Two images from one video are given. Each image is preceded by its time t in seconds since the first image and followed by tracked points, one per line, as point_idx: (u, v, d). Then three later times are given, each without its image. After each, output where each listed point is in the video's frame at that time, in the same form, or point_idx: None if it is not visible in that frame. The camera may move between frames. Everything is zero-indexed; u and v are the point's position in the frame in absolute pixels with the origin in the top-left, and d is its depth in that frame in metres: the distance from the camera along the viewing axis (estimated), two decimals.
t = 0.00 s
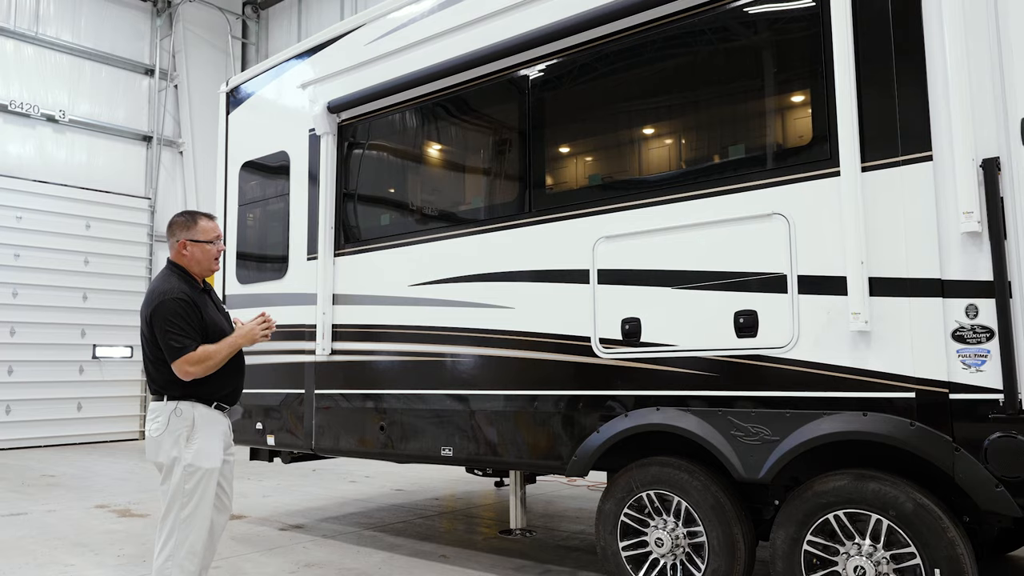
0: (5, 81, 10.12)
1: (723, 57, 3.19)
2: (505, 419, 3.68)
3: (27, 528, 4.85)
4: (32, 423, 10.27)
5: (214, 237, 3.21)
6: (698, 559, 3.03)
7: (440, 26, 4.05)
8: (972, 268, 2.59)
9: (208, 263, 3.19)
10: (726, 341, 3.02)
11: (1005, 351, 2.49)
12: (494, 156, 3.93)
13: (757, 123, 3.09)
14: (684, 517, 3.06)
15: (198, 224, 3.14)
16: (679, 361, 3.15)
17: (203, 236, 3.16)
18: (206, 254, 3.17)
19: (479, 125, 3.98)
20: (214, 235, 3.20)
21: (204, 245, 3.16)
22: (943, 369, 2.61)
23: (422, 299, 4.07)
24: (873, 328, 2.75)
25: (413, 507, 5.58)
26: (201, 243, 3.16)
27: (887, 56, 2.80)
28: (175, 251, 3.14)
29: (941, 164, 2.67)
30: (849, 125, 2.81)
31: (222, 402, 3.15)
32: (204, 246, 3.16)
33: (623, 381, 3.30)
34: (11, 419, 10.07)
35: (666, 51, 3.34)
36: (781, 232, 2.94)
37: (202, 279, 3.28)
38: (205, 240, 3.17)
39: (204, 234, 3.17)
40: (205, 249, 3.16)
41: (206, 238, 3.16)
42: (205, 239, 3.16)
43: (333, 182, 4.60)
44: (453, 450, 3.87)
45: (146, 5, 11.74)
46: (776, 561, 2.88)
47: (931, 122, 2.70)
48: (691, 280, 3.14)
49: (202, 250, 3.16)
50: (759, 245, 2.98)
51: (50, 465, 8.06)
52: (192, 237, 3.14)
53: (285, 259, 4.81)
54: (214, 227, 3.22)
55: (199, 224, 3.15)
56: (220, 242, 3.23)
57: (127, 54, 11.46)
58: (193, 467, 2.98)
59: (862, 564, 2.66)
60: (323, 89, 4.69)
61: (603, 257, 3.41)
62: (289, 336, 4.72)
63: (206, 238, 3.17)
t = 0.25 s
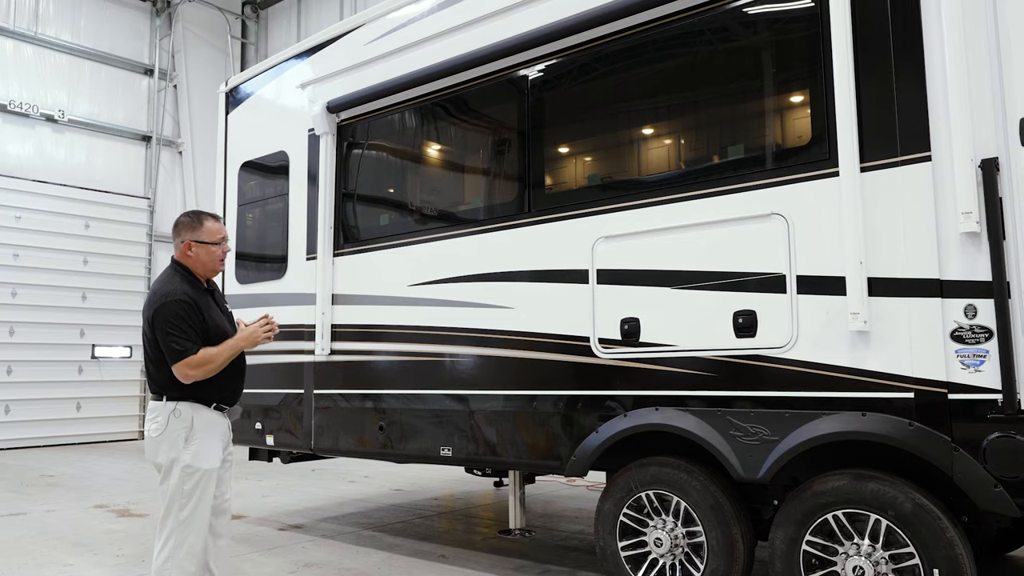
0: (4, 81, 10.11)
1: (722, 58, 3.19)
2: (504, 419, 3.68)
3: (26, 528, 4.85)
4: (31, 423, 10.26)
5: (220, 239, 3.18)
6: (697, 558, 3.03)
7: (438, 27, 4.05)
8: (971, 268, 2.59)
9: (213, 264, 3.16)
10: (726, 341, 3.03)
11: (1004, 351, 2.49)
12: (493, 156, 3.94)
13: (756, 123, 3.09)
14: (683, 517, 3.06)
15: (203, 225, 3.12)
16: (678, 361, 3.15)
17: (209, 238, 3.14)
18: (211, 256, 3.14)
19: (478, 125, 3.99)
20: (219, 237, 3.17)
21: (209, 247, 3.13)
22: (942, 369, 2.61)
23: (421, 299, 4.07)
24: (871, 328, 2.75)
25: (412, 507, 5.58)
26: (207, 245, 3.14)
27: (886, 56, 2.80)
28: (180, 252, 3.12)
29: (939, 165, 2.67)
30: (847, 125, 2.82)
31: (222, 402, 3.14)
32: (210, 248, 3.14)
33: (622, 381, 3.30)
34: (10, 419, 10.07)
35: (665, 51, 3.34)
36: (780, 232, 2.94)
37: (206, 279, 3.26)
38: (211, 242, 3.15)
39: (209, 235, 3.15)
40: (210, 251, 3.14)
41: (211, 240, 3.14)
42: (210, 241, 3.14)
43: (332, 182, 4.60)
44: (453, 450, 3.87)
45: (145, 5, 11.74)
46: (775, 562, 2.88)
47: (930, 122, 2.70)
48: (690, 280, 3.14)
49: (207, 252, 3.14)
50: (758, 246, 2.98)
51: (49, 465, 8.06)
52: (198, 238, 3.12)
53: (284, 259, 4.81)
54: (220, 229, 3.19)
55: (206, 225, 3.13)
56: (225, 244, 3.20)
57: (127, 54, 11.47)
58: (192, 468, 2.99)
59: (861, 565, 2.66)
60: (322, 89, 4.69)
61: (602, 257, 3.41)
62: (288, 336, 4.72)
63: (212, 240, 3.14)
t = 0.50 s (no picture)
0: (4, 82, 10.11)
1: (721, 58, 3.20)
2: (504, 420, 3.68)
3: (26, 529, 4.84)
4: (30, 423, 10.26)
5: (227, 243, 3.18)
6: (697, 559, 3.03)
7: (437, 27, 4.05)
8: (971, 268, 2.59)
9: (219, 268, 3.17)
10: (725, 341, 3.03)
11: (1003, 351, 2.50)
12: (493, 157, 3.94)
13: (756, 124, 3.09)
14: (682, 517, 3.06)
15: (212, 229, 3.12)
16: (677, 361, 3.15)
17: (218, 242, 3.14)
18: (217, 260, 3.15)
19: (477, 125, 3.99)
20: (227, 241, 3.17)
21: (216, 252, 3.13)
22: (941, 370, 2.61)
23: (420, 299, 4.08)
24: (871, 329, 2.75)
25: (411, 507, 5.58)
26: (214, 248, 3.14)
27: (885, 57, 2.80)
28: (187, 254, 3.13)
29: (939, 165, 2.67)
30: (847, 126, 2.82)
31: (225, 403, 3.13)
32: (216, 252, 3.14)
33: (621, 382, 3.30)
34: (9, 420, 10.07)
35: (665, 51, 3.35)
36: (779, 232, 2.94)
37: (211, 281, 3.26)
38: (219, 246, 3.15)
39: (218, 239, 3.15)
40: (217, 254, 3.14)
41: (219, 244, 3.14)
42: (218, 245, 3.14)
43: (331, 183, 4.60)
44: (452, 451, 3.87)
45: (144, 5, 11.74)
46: (774, 562, 2.88)
47: (929, 122, 2.70)
48: (689, 280, 3.14)
49: (214, 255, 3.14)
50: (757, 246, 2.99)
51: (48, 465, 8.05)
52: (206, 241, 3.12)
53: (284, 259, 4.81)
54: (228, 232, 3.19)
55: (214, 229, 3.13)
56: (232, 248, 3.20)
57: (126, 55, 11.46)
58: (193, 469, 2.98)
59: (860, 565, 2.66)
60: (321, 90, 4.69)
61: (601, 257, 3.42)
62: (287, 337, 4.72)
63: (219, 244, 3.14)
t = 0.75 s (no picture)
0: (3, 82, 10.10)
1: (721, 59, 3.20)
2: (503, 420, 3.68)
3: (25, 529, 4.84)
4: (30, 424, 10.25)
5: (242, 248, 3.17)
6: (696, 558, 3.03)
7: (436, 28, 4.05)
8: (970, 268, 2.59)
9: (234, 273, 3.15)
10: (724, 342, 3.03)
11: (1003, 351, 2.50)
12: (492, 157, 3.94)
13: (755, 124, 3.09)
14: (682, 517, 3.06)
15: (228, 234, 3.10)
16: (677, 362, 3.15)
17: (233, 247, 3.12)
18: (233, 265, 3.13)
19: (477, 125, 3.99)
20: (242, 247, 3.16)
21: (232, 257, 3.12)
22: (941, 370, 2.62)
23: (419, 300, 4.08)
24: (870, 329, 2.75)
25: (410, 508, 5.58)
26: (229, 253, 3.13)
27: (884, 58, 2.81)
28: (202, 258, 3.11)
29: (938, 165, 2.67)
30: (846, 126, 2.82)
31: (234, 403, 3.10)
32: (231, 257, 3.12)
33: (621, 382, 3.30)
34: (9, 420, 10.06)
35: (664, 51, 3.35)
36: (779, 233, 2.94)
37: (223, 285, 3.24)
38: (234, 251, 3.13)
39: (233, 245, 3.13)
40: (231, 259, 3.12)
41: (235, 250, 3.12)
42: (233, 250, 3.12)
43: (331, 183, 4.60)
44: (451, 451, 3.87)
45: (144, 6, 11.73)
46: (774, 562, 2.88)
47: (928, 122, 2.71)
48: (689, 281, 3.14)
49: (230, 260, 3.12)
50: (756, 246, 2.99)
51: (48, 465, 8.04)
52: (221, 246, 3.10)
53: (283, 259, 4.81)
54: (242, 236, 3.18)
55: (230, 235, 3.11)
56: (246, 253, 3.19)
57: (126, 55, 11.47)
58: (198, 469, 2.96)
59: (859, 565, 2.66)
60: (320, 90, 4.70)
61: (601, 258, 3.42)
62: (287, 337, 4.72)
63: (234, 249, 3.13)
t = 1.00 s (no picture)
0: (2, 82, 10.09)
1: (720, 59, 3.20)
2: (502, 420, 3.68)
3: (24, 529, 4.84)
4: (29, 424, 10.25)
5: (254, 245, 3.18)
6: (695, 558, 3.03)
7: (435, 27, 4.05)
8: (968, 268, 2.60)
9: (246, 270, 3.15)
10: (723, 342, 3.03)
11: (1001, 351, 2.50)
12: (491, 157, 3.94)
13: (754, 124, 3.09)
14: (681, 517, 3.06)
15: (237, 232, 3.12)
16: (676, 361, 3.15)
17: (242, 244, 3.13)
18: (244, 261, 3.13)
19: (476, 125, 3.99)
20: (252, 243, 3.16)
21: (241, 253, 3.12)
22: (939, 369, 2.62)
23: (419, 299, 4.08)
24: (869, 329, 2.76)
25: (409, 508, 5.58)
26: (239, 249, 3.13)
27: (883, 58, 2.81)
28: (214, 257, 3.13)
29: (937, 165, 2.68)
30: (845, 126, 2.82)
31: (249, 403, 3.08)
32: (241, 253, 3.12)
33: (620, 382, 3.30)
34: (8, 420, 10.06)
35: (663, 52, 3.35)
36: (778, 233, 2.94)
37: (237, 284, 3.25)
38: (244, 247, 3.13)
39: (243, 241, 3.14)
40: (241, 255, 3.12)
41: (244, 246, 3.13)
42: (243, 246, 3.12)
43: (330, 183, 4.61)
44: (450, 451, 3.87)
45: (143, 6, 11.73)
46: (772, 562, 2.88)
47: (927, 122, 2.71)
48: (687, 281, 3.15)
49: (239, 256, 3.13)
50: (755, 246, 2.99)
51: (47, 465, 8.04)
52: (231, 243, 3.11)
53: (282, 259, 4.81)
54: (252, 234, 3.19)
55: (239, 232, 3.13)
56: (257, 250, 3.19)
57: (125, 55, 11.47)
58: (212, 467, 2.94)
59: (858, 564, 2.66)
60: (319, 90, 4.69)
61: (600, 257, 3.42)
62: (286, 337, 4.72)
63: (244, 245, 3.13)
